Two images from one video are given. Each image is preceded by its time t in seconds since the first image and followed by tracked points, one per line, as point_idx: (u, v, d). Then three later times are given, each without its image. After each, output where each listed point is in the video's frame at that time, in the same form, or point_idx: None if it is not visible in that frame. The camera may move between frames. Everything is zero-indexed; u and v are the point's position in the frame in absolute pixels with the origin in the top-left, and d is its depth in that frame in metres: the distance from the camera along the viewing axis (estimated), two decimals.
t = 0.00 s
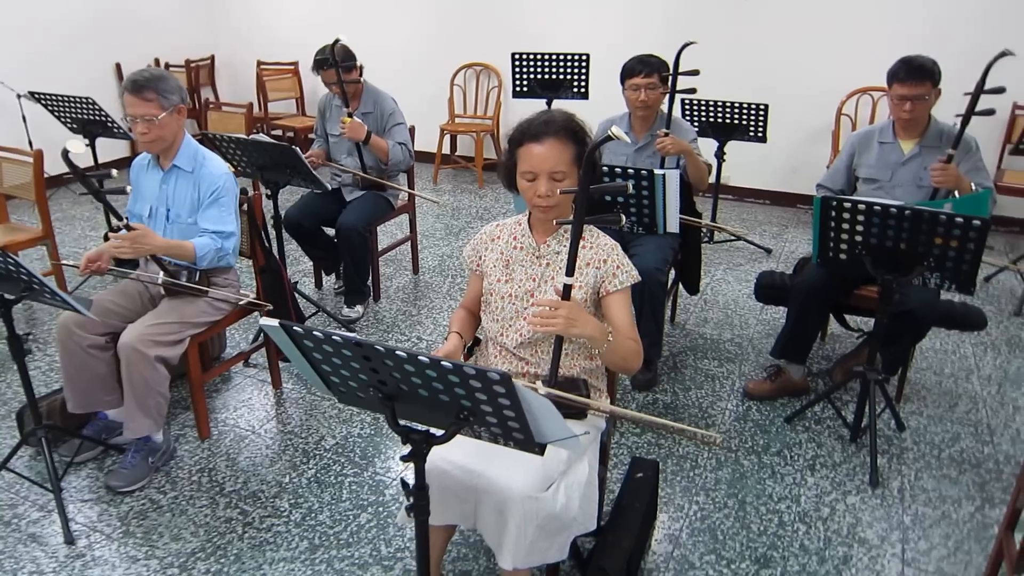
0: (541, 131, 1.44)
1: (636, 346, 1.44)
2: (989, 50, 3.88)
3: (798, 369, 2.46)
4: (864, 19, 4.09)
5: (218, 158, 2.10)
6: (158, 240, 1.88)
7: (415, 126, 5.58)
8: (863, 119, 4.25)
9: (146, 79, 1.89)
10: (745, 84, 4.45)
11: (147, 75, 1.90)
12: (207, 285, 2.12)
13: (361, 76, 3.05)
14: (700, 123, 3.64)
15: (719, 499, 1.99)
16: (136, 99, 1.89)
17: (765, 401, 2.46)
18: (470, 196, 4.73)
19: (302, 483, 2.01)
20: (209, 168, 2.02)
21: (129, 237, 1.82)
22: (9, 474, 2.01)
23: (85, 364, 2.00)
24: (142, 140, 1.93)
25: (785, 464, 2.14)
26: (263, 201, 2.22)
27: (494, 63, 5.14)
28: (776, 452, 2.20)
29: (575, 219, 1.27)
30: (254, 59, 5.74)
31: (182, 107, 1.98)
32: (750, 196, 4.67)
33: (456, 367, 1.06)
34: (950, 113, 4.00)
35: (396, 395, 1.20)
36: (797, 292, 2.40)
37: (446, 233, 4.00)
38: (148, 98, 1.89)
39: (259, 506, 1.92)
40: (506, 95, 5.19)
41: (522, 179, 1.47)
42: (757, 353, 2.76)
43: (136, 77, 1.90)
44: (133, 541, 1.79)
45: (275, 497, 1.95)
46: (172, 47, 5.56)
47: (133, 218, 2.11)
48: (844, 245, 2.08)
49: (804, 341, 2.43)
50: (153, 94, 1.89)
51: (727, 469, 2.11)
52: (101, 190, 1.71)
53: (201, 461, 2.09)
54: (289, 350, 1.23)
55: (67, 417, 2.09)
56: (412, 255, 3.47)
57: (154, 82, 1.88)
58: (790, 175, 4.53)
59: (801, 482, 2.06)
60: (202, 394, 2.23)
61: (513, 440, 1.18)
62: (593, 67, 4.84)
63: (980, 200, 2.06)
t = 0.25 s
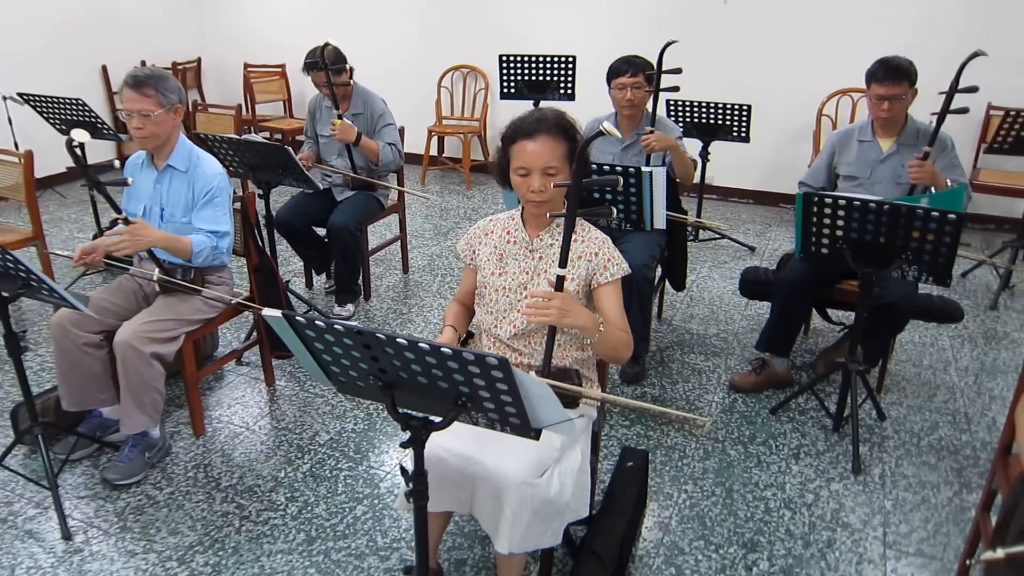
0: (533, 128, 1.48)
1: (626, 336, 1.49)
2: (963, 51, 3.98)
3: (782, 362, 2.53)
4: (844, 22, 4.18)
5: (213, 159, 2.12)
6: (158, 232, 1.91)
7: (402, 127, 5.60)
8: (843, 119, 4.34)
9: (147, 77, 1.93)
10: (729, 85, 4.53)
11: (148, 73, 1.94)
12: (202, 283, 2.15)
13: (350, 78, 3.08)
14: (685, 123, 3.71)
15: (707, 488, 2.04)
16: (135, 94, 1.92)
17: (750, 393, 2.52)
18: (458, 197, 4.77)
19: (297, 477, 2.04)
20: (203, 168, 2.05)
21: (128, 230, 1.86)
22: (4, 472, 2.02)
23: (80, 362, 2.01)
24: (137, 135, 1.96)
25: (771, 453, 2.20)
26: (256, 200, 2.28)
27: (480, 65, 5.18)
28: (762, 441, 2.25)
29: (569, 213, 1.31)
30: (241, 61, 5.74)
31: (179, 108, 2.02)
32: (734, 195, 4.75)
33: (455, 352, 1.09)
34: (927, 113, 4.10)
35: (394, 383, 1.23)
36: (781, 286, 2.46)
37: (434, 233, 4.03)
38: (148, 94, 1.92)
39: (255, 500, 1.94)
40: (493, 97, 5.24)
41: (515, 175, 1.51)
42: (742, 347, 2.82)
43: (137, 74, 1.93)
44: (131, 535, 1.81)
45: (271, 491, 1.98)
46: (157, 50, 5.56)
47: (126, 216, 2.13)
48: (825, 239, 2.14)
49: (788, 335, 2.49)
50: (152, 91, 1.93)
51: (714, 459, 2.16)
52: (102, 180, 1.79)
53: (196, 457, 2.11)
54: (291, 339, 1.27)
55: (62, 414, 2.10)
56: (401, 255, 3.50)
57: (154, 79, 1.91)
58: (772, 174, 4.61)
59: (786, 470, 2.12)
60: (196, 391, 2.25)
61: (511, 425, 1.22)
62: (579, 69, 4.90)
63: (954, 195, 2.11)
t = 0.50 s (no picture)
0: (523, 128, 1.51)
1: (615, 331, 1.52)
2: (938, 54, 4.08)
3: (765, 357, 2.58)
4: (822, 25, 4.27)
5: (202, 161, 2.14)
6: (148, 238, 1.93)
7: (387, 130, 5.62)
8: (822, 120, 4.42)
9: (139, 79, 1.94)
10: (710, 87, 4.60)
11: (139, 75, 1.95)
12: (192, 283, 2.16)
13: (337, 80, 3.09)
14: (668, 124, 3.77)
15: (693, 480, 2.09)
16: (126, 96, 1.93)
17: (734, 388, 2.57)
18: (444, 199, 4.80)
19: (290, 474, 2.06)
20: (193, 170, 2.07)
21: (120, 234, 1.86)
22: None
23: (70, 363, 2.01)
24: (127, 137, 1.97)
25: (755, 446, 2.25)
26: (245, 202, 2.29)
27: (465, 68, 5.22)
28: (746, 435, 2.30)
29: (560, 210, 1.35)
30: (224, 64, 5.74)
31: (170, 110, 2.03)
32: (716, 196, 4.82)
33: (450, 344, 1.12)
34: (903, 114, 4.19)
35: (390, 376, 1.26)
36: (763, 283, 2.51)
37: (421, 235, 4.05)
38: (139, 96, 1.93)
39: (248, 498, 1.96)
40: (478, 99, 5.27)
41: (505, 173, 1.54)
42: (726, 344, 2.87)
43: (129, 77, 1.95)
44: (125, 534, 1.82)
45: (264, 489, 1.99)
46: (140, 52, 5.53)
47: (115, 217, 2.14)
48: (806, 236, 2.19)
49: (770, 331, 2.54)
50: (144, 93, 1.94)
51: (700, 452, 2.20)
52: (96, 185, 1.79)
53: (188, 456, 2.12)
54: (287, 333, 1.29)
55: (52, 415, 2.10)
56: (389, 255, 3.52)
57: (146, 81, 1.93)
58: (753, 175, 4.68)
59: (770, 462, 2.17)
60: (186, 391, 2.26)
61: (504, 416, 1.25)
62: (563, 72, 4.95)
63: (930, 191, 2.16)
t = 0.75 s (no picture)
0: (512, 131, 1.53)
1: (606, 331, 1.55)
2: (918, 54, 4.14)
3: (752, 354, 2.62)
4: (803, 27, 4.32)
5: (193, 167, 2.15)
6: (137, 243, 1.94)
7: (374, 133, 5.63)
8: (805, 121, 4.48)
9: (131, 85, 1.96)
10: (695, 89, 4.65)
11: (130, 81, 1.97)
12: (183, 288, 2.17)
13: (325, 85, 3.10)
14: (653, 126, 3.80)
15: (683, 476, 2.12)
16: (117, 102, 1.94)
17: (722, 385, 2.60)
18: (432, 201, 4.81)
19: (283, 476, 2.07)
20: (183, 177, 2.07)
21: (109, 244, 1.87)
22: None
23: (61, 368, 2.02)
24: (117, 143, 1.97)
25: (743, 442, 2.28)
26: (235, 206, 2.29)
27: (451, 71, 5.24)
28: (734, 431, 2.33)
29: (552, 212, 1.37)
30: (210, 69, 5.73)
31: (161, 116, 2.04)
32: (702, 196, 4.87)
33: (443, 343, 1.14)
34: (885, 114, 4.25)
35: (384, 376, 1.27)
36: (750, 282, 2.55)
37: (409, 237, 4.07)
38: (130, 102, 1.94)
39: (242, 500, 1.97)
40: (464, 102, 5.29)
41: (495, 176, 1.56)
42: (713, 342, 2.91)
43: (120, 83, 1.96)
44: (118, 537, 1.82)
45: (257, 491, 2.00)
46: (124, 57, 5.51)
47: (105, 223, 2.14)
48: (791, 235, 2.23)
49: (757, 329, 2.57)
50: (135, 99, 1.95)
51: (689, 449, 2.23)
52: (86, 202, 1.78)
53: (181, 460, 2.13)
54: (281, 335, 1.31)
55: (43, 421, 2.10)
56: (378, 258, 3.53)
57: (137, 87, 1.94)
58: (738, 175, 4.74)
59: (758, 458, 2.20)
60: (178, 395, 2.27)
61: (497, 414, 1.27)
62: (549, 74, 4.98)
63: (911, 189, 2.21)
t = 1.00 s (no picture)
0: (501, 133, 1.55)
1: (600, 328, 1.56)
2: (907, 58, 4.19)
3: (744, 355, 2.64)
4: (793, 31, 4.36)
5: (188, 171, 2.16)
6: (133, 253, 1.94)
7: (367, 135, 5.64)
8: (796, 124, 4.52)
9: (125, 88, 1.95)
10: (686, 92, 4.68)
11: (125, 84, 1.96)
12: (178, 290, 2.18)
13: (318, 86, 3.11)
14: (645, 129, 3.83)
15: (676, 476, 2.14)
16: (111, 104, 1.94)
17: (714, 385, 2.62)
18: (425, 203, 4.82)
19: (278, 477, 2.08)
20: (179, 181, 2.09)
21: (104, 257, 1.87)
22: None
23: (56, 369, 2.02)
24: (112, 145, 1.97)
25: (734, 442, 2.30)
26: (230, 207, 2.28)
27: (444, 73, 5.25)
28: (726, 431, 2.36)
29: (545, 213, 1.38)
30: (203, 71, 5.73)
31: (156, 119, 2.04)
32: (694, 198, 4.90)
33: (440, 343, 1.16)
34: (875, 117, 4.29)
35: (381, 375, 1.29)
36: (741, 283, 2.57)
37: (402, 239, 4.08)
38: (125, 105, 1.94)
39: (237, 500, 1.98)
40: (457, 105, 5.31)
41: (486, 178, 1.58)
42: (705, 343, 2.93)
43: (115, 85, 1.96)
44: (114, 538, 1.83)
45: (252, 491, 2.01)
46: (116, 59, 5.50)
47: (99, 225, 2.14)
48: (782, 236, 2.26)
49: (748, 330, 2.60)
50: (130, 101, 1.95)
51: (682, 448, 2.25)
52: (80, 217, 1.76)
53: (176, 461, 2.14)
54: (279, 334, 1.32)
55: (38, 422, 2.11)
56: (371, 260, 3.54)
57: (132, 90, 1.94)
58: (730, 178, 4.77)
59: (750, 458, 2.22)
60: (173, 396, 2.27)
61: (492, 413, 1.29)
62: (542, 77, 5.00)
63: (899, 191, 2.24)
